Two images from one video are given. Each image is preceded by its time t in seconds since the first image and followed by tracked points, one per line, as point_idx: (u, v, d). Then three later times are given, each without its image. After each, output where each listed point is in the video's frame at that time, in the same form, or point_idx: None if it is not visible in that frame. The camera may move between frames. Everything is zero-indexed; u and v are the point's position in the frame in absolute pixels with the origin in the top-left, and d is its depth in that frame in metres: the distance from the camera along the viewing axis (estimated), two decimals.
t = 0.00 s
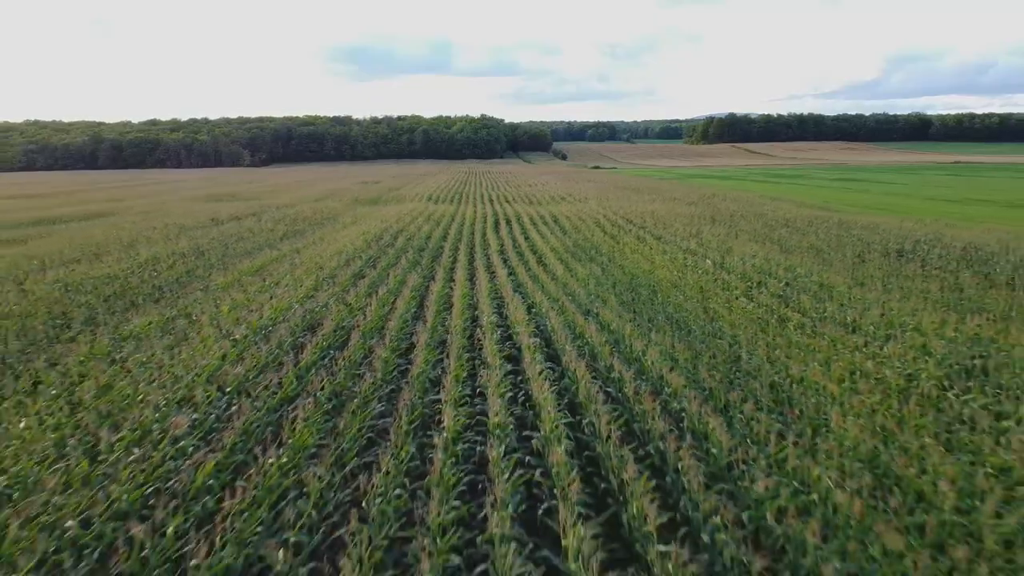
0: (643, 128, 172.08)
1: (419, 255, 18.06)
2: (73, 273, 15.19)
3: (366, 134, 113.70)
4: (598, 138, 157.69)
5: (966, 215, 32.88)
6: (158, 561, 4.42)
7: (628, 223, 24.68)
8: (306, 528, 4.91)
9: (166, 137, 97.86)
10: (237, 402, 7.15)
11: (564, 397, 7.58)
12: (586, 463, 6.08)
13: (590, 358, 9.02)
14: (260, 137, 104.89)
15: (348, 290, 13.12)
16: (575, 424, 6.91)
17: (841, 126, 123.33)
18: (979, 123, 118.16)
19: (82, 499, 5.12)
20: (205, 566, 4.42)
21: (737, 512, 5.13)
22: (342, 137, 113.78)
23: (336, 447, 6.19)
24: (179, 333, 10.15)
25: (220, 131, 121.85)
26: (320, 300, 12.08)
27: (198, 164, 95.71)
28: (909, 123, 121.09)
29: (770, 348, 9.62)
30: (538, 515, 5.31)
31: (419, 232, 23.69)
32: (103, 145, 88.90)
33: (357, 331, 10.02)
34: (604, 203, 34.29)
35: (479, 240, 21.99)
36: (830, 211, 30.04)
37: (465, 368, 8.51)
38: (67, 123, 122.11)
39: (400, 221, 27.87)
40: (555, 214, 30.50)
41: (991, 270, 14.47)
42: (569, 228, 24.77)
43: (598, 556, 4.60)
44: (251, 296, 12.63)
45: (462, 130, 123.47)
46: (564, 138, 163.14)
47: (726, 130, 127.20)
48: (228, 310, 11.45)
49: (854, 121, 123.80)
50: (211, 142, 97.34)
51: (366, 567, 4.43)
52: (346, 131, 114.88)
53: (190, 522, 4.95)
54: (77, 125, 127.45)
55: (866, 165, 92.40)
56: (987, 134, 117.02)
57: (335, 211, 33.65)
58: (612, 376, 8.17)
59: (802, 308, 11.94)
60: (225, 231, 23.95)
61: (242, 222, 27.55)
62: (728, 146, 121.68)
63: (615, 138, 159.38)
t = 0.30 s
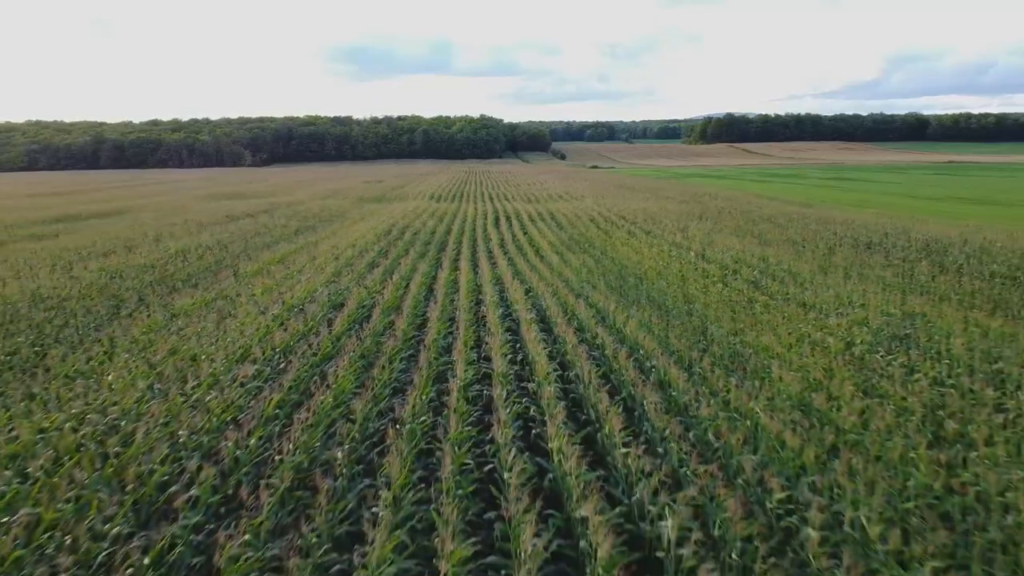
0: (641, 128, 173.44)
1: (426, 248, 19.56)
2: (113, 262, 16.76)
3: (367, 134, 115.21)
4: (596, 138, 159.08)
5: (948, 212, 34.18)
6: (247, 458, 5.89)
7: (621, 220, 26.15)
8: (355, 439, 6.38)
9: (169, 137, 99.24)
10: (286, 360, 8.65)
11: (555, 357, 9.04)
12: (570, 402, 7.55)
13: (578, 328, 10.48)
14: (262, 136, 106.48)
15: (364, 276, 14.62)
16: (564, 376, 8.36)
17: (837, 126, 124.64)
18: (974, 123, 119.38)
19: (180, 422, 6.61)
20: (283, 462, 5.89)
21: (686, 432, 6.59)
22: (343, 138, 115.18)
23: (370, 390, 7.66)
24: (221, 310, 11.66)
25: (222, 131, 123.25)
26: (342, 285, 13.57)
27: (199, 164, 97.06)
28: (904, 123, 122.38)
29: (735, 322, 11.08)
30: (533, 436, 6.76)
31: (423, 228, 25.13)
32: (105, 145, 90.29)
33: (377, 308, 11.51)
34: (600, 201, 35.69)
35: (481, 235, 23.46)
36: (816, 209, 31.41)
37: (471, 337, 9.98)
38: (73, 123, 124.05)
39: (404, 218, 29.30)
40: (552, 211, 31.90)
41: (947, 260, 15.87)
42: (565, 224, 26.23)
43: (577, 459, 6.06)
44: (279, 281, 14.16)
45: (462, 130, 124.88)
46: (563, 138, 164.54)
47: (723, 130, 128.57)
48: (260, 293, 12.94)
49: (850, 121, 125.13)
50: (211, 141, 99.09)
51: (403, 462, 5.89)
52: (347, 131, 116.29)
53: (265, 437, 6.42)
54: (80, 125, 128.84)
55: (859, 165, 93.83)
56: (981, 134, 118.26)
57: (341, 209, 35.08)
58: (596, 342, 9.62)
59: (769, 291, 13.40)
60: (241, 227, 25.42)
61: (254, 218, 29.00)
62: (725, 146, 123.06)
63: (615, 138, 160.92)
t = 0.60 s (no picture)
0: (640, 128, 174.60)
1: (430, 244, 20.82)
2: (141, 256, 18.03)
3: (368, 134, 116.48)
4: (595, 138, 160.27)
5: (932, 210, 35.34)
6: (292, 407, 7.16)
7: (616, 218, 27.32)
8: (380, 394, 7.65)
9: (171, 137, 100.42)
10: (314, 336, 9.91)
11: (548, 334, 10.31)
12: (559, 368, 8.82)
13: (569, 311, 11.75)
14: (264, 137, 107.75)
15: (374, 268, 15.89)
16: (555, 348, 9.64)
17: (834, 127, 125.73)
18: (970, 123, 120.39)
19: (234, 381, 7.88)
20: (322, 410, 7.16)
21: (656, 389, 7.86)
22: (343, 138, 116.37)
23: (389, 358, 8.93)
24: (249, 296, 12.93)
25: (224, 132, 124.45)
26: (356, 276, 14.84)
27: (200, 164, 98.19)
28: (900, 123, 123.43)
29: (710, 307, 12.34)
30: (528, 393, 8.02)
31: (426, 226, 26.34)
32: (106, 145, 91.46)
33: (389, 295, 12.78)
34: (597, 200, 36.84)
35: (482, 233, 24.66)
36: (805, 208, 32.53)
37: (474, 318, 11.25)
38: (76, 124, 125.33)
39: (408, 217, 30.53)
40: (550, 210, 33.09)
41: (913, 255, 17.10)
42: (562, 222, 27.45)
43: (563, 407, 7.34)
44: (297, 273, 15.42)
45: (462, 130, 126.04)
46: (563, 139, 165.72)
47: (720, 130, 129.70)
48: (282, 283, 14.20)
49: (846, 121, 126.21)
50: (211, 141, 100.35)
51: (420, 409, 7.14)
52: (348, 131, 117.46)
53: (305, 392, 7.68)
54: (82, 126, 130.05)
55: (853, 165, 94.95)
56: (977, 134, 119.27)
57: (345, 207, 36.27)
58: (585, 322, 10.90)
59: (745, 281, 14.65)
60: (253, 224, 26.62)
61: (264, 217, 30.19)
62: (722, 146, 124.16)
63: (614, 138, 161.96)
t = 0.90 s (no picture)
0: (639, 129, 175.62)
1: (432, 239, 21.86)
2: (160, 250, 19.08)
3: (368, 134, 117.39)
4: (594, 138, 161.40)
5: (919, 208, 36.34)
6: (318, 374, 8.24)
7: (611, 216, 28.35)
8: (393, 363, 8.72)
9: (172, 138, 101.42)
10: (330, 319, 10.98)
11: (541, 317, 11.39)
12: (550, 344, 9.89)
13: (561, 298, 12.82)
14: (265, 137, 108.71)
15: (381, 262, 16.93)
16: (547, 328, 10.72)
17: (831, 127, 126.71)
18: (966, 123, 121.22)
19: (264, 354, 8.95)
20: (343, 375, 8.25)
21: (634, 360, 8.95)
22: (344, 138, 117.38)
23: (399, 336, 10.00)
24: (267, 285, 14.00)
25: (224, 132, 125.41)
26: (364, 268, 15.91)
27: (200, 164, 99.23)
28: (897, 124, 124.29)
29: (691, 295, 13.41)
30: (522, 363, 9.11)
31: (428, 223, 27.38)
32: (107, 146, 92.56)
33: (397, 284, 13.87)
34: (593, 199, 37.82)
35: (482, 230, 25.69)
36: (795, 206, 33.44)
37: (474, 304, 12.32)
38: (78, 124, 126.33)
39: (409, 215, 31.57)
40: (547, 209, 34.11)
41: (887, 249, 18.16)
42: (560, 220, 28.51)
43: (552, 374, 8.41)
44: (309, 265, 16.48)
45: (461, 131, 127.05)
46: (561, 139, 166.74)
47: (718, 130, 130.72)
48: (296, 273, 15.28)
49: (843, 121, 127.20)
50: (212, 141, 101.27)
51: (428, 375, 8.21)
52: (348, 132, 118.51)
53: (327, 362, 8.76)
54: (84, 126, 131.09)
55: (849, 165, 95.92)
56: (973, 134, 120.15)
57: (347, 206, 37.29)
58: (575, 307, 11.98)
59: (726, 273, 15.71)
60: (262, 222, 27.67)
61: (270, 215, 31.22)
62: (719, 146, 125.21)
63: (613, 138, 163.00)
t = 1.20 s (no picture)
0: (637, 129, 176.40)
1: (432, 236, 22.73)
2: (173, 245, 19.99)
3: (367, 134, 118.21)
4: (593, 138, 162.20)
5: (908, 206, 37.25)
6: (331, 351, 9.15)
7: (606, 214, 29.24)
8: (398, 343, 9.61)
9: (172, 138, 102.23)
10: (340, 306, 11.85)
11: (534, 304, 12.26)
12: (541, 326, 10.78)
13: (553, 287, 13.72)
14: (266, 137, 109.57)
15: (383, 256, 17.81)
16: (539, 313, 11.61)
17: (828, 127, 127.49)
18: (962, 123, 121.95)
19: (282, 335, 9.85)
20: (354, 352, 9.15)
21: (618, 339, 9.85)
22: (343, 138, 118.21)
23: (403, 321, 10.88)
24: (278, 277, 14.89)
25: (224, 132, 126.38)
26: (368, 262, 16.78)
27: (200, 164, 100.04)
28: (893, 124, 125.07)
29: (676, 286, 14.28)
30: (515, 343, 10.00)
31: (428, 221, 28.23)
32: (107, 146, 93.40)
33: (400, 276, 14.75)
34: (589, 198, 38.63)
35: (481, 227, 26.56)
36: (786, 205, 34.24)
37: (472, 293, 13.21)
38: (79, 124, 127.20)
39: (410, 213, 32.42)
40: (544, 207, 34.92)
41: (866, 244, 19.03)
42: (556, 218, 29.35)
43: (542, 351, 9.30)
44: (317, 259, 17.37)
45: (460, 131, 127.88)
46: (560, 139, 167.57)
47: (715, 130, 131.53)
48: (304, 266, 16.16)
49: (840, 122, 128.00)
50: (212, 142, 102.12)
51: (430, 352, 9.11)
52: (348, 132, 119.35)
53: (338, 342, 9.67)
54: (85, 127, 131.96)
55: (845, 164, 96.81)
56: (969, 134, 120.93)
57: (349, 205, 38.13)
58: (566, 296, 12.85)
59: (712, 266, 16.56)
60: (267, 219, 28.55)
61: (274, 213, 32.09)
62: (717, 146, 126.04)
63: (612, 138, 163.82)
